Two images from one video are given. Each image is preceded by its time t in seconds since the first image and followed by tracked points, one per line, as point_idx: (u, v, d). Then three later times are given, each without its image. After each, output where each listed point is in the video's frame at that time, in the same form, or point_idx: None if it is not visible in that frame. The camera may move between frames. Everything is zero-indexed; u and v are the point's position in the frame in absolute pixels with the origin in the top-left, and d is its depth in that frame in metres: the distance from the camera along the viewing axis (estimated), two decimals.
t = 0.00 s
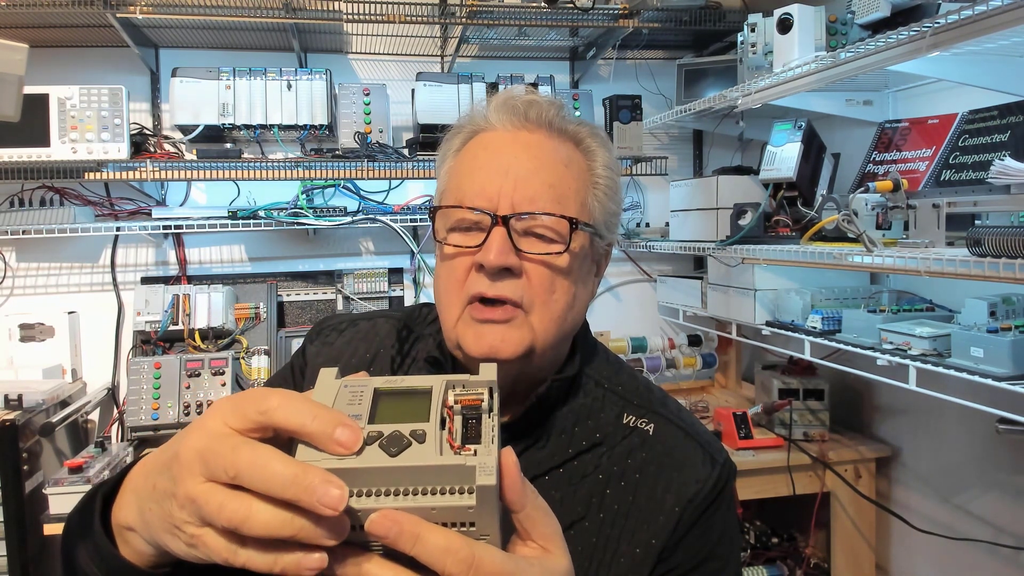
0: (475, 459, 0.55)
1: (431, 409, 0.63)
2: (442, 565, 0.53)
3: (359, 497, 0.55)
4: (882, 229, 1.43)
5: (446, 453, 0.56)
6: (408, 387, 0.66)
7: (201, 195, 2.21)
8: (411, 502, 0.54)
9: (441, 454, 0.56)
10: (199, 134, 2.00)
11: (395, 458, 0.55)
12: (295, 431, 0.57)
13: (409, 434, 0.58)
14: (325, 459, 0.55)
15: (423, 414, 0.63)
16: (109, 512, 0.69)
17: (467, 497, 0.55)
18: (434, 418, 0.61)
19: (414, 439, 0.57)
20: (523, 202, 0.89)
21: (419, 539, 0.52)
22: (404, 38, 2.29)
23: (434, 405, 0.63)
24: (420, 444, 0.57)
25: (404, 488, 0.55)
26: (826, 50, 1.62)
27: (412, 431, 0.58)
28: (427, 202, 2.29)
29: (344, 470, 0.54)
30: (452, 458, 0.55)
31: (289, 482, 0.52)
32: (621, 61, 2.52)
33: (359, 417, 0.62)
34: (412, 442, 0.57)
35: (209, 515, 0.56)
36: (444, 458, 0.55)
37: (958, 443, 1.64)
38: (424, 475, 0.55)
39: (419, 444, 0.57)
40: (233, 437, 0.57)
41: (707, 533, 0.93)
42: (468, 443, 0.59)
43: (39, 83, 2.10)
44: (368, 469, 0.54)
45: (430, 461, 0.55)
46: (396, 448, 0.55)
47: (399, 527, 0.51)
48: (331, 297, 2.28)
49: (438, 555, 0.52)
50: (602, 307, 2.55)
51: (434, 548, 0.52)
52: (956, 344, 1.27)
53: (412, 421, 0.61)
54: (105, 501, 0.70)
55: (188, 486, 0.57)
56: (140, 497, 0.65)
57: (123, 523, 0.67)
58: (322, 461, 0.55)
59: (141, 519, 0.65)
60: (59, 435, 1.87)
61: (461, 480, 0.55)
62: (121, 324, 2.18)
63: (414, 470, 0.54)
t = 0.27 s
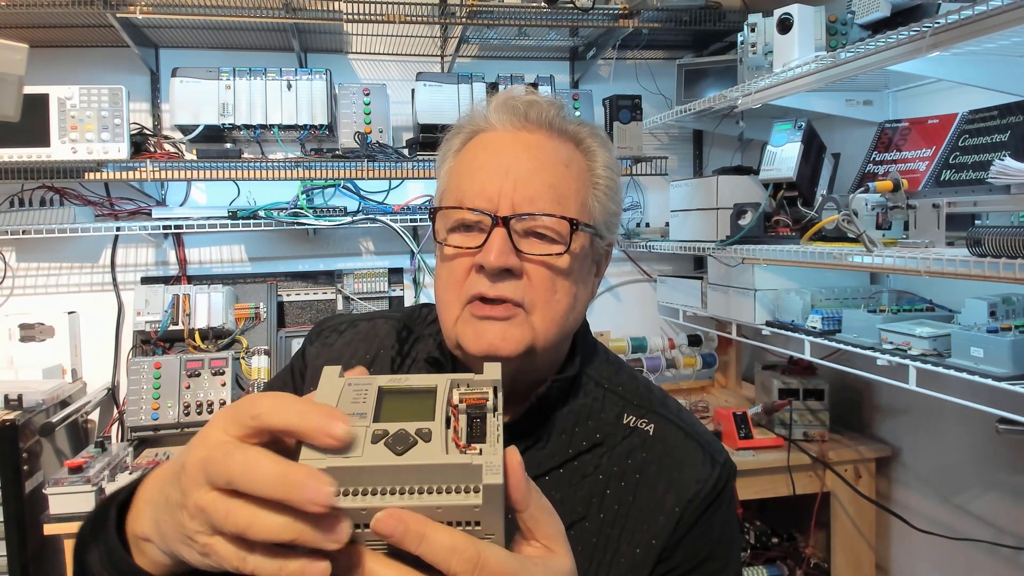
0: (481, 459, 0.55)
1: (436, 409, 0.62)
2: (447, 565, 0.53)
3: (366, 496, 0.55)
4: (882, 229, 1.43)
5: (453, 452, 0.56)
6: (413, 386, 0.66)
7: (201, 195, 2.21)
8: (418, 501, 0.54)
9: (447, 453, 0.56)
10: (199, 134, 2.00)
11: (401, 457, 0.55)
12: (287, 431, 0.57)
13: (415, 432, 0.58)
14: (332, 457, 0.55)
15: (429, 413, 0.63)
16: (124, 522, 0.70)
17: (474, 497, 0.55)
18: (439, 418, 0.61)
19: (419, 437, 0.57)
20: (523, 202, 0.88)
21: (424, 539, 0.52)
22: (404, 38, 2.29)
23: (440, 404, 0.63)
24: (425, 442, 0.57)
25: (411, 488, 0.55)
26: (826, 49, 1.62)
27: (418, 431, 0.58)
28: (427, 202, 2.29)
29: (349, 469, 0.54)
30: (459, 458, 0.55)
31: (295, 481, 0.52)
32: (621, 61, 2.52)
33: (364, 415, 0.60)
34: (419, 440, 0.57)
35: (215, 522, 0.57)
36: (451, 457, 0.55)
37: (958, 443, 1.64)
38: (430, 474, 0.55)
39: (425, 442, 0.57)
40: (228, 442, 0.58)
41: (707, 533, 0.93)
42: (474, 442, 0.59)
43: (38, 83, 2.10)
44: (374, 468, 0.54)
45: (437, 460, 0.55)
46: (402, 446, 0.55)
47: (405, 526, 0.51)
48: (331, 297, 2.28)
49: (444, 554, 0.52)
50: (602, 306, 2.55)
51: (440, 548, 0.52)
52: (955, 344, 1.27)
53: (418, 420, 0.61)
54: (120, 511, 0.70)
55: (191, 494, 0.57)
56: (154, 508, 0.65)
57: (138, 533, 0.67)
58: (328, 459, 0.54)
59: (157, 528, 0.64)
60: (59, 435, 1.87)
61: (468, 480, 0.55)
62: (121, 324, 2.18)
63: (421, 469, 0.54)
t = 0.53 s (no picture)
0: (485, 458, 0.56)
1: (439, 408, 0.63)
2: (451, 564, 0.52)
3: (370, 496, 0.55)
4: (882, 229, 1.43)
5: (456, 452, 0.57)
6: (416, 385, 0.66)
7: (201, 195, 2.21)
8: (421, 500, 0.54)
9: (450, 453, 0.56)
10: (199, 134, 2.00)
11: (405, 456, 0.55)
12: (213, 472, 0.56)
13: (418, 433, 0.58)
14: (335, 457, 0.55)
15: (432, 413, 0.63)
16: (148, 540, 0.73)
17: (478, 496, 0.55)
18: (442, 418, 0.61)
19: (423, 437, 0.58)
20: (523, 204, 0.88)
21: (428, 538, 0.52)
22: (404, 38, 2.29)
23: (443, 404, 0.63)
24: (429, 442, 0.57)
25: (415, 487, 0.56)
26: (826, 49, 1.62)
27: (421, 431, 0.58)
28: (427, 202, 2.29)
29: (354, 469, 0.54)
30: (462, 458, 0.56)
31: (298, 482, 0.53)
32: (621, 61, 2.53)
33: (367, 415, 0.60)
34: (422, 441, 0.57)
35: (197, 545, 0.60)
36: (454, 457, 0.56)
37: (958, 443, 1.64)
38: (434, 474, 0.55)
39: (429, 442, 0.57)
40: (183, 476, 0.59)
41: (707, 533, 0.93)
42: (477, 441, 0.59)
43: (38, 83, 2.10)
44: (379, 468, 0.54)
45: (441, 460, 0.55)
46: (405, 446, 0.56)
47: (408, 526, 0.51)
48: (331, 297, 2.28)
49: (448, 553, 0.52)
50: (602, 306, 2.55)
51: (444, 547, 0.52)
52: (955, 343, 1.27)
53: (420, 420, 0.61)
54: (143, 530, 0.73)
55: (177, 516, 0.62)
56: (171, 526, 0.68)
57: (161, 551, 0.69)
58: (331, 459, 0.55)
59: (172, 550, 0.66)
60: (59, 435, 1.87)
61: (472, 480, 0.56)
62: (121, 324, 2.18)
63: (425, 469, 0.55)
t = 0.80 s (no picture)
0: (478, 469, 0.56)
1: (432, 418, 0.62)
2: None
3: (362, 509, 0.55)
4: (882, 229, 1.43)
5: (449, 462, 0.56)
6: (407, 394, 0.66)
7: (201, 195, 2.21)
8: (415, 513, 0.54)
9: (444, 464, 0.56)
10: (199, 134, 2.00)
11: (397, 468, 0.55)
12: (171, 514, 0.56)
13: (410, 443, 0.58)
14: (326, 470, 0.55)
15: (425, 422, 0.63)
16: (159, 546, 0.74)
17: (472, 507, 0.55)
18: (435, 427, 0.61)
19: (415, 448, 0.57)
20: (513, 210, 0.88)
21: (421, 551, 0.52)
22: (404, 38, 2.29)
23: (435, 412, 0.63)
24: (421, 452, 0.57)
25: (409, 498, 0.56)
26: (826, 50, 1.62)
27: (414, 441, 0.58)
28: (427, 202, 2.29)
29: (345, 483, 0.54)
30: (456, 468, 0.55)
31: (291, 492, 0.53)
32: (621, 61, 2.52)
33: (359, 426, 0.60)
34: (414, 452, 0.57)
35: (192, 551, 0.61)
36: (447, 467, 0.55)
37: (958, 443, 1.64)
38: (427, 485, 0.55)
39: (421, 453, 0.57)
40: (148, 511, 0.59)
41: (705, 533, 0.93)
42: (470, 451, 0.59)
43: (38, 83, 2.10)
44: (370, 482, 0.54)
45: (434, 471, 0.55)
46: (397, 458, 0.56)
47: (402, 539, 0.52)
48: (331, 297, 2.27)
49: (441, 566, 0.52)
50: (602, 306, 2.55)
51: (438, 559, 0.52)
52: (956, 343, 1.27)
53: (412, 430, 0.61)
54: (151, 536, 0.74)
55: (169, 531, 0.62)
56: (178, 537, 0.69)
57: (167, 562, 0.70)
58: (323, 472, 0.54)
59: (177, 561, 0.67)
60: (59, 435, 1.87)
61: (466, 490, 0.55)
62: (121, 324, 2.18)
63: (417, 480, 0.55)
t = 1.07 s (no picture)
0: (477, 473, 0.56)
1: (430, 421, 0.62)
2: None
3: (360, 512, 0.55)
4: (882, 229, 1.43)
5: (447, 465, 0.56)
6: (405, 395, 0.66)
7: (201, 195, 2.21)
8: (413, 516, 0.54)
9: (442, 467, 0.56)
10: (199, 134, 2.00)
11: (396, 472, 0.55)
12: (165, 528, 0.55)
13: (409, 446, 0.58)
14: (323, 474, 0.54)
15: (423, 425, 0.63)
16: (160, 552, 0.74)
17: (471, 510, 0.55)
18: (433, 430, 0.61)
19: (414, 451, 0.57)
20: (508, 214, 0.87)
21: (420, 554, 0.52)
22: (404, 38, 2.29)
23: (433, 415, 0.63)
24: (420, 456, 0.57)
25: (407, 502, 0.56)
26: (826, 50, 1.62)
27: (412, 444, 0.58)
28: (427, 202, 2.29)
29: (344, 486, 0.54)
30: (454, 471, 0.56)
31: (289, 494, 0.52)
32: (621, 62, 2.53)
33: (356, 429, 0.60)
34: (413, 455, 0.57)
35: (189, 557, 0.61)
36: (446, 471, 0.55)
37: (958, 443, 1.64)
38: (426, 488, 0.55)
39: (419, 456, 0.57)
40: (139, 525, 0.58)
41: (702, 533, 0.93)
42: (468, 454, 0.59)
43: (38, 83, 2.10)
44: (368, 485, 0.54)
45: (432, 474, 0.55)
46: (396, 461, 0.55)
47: (400, 543, 0.51)
48: (331, 297, 2.27)
49: (440, 569, 0.52)
50: (602, 306, 2.55)
51: (436, 562, 0.52)
52: (955, 343, 1.27)
53: (410, 432, 0.61)
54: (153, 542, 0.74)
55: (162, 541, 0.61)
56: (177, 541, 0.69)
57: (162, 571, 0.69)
58: (319, 475, 0.54)
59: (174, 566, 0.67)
60: (59, 435, 1.87)
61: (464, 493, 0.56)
62: (121, 324, 2.18)
63: (416, 483, 0.55)
